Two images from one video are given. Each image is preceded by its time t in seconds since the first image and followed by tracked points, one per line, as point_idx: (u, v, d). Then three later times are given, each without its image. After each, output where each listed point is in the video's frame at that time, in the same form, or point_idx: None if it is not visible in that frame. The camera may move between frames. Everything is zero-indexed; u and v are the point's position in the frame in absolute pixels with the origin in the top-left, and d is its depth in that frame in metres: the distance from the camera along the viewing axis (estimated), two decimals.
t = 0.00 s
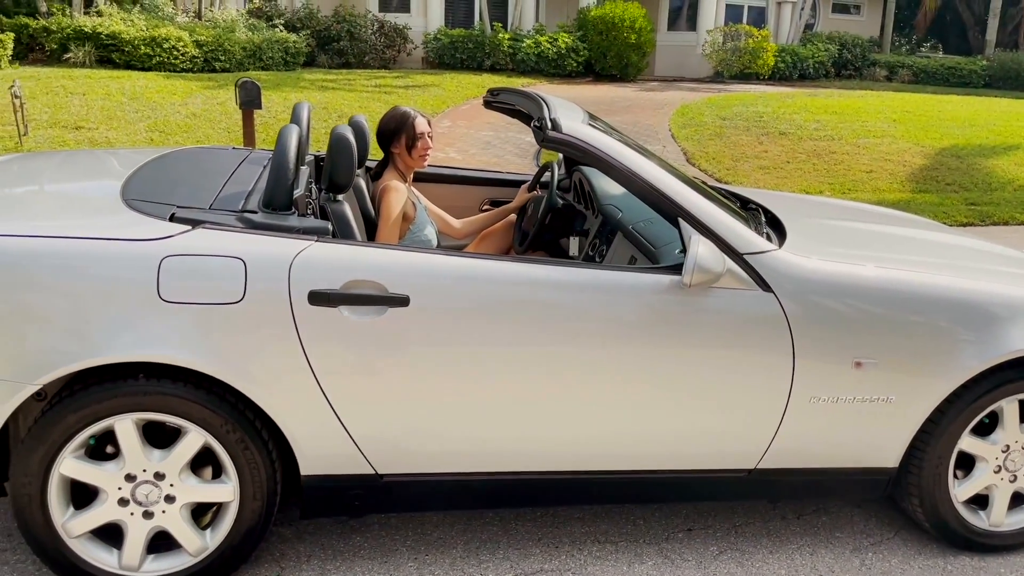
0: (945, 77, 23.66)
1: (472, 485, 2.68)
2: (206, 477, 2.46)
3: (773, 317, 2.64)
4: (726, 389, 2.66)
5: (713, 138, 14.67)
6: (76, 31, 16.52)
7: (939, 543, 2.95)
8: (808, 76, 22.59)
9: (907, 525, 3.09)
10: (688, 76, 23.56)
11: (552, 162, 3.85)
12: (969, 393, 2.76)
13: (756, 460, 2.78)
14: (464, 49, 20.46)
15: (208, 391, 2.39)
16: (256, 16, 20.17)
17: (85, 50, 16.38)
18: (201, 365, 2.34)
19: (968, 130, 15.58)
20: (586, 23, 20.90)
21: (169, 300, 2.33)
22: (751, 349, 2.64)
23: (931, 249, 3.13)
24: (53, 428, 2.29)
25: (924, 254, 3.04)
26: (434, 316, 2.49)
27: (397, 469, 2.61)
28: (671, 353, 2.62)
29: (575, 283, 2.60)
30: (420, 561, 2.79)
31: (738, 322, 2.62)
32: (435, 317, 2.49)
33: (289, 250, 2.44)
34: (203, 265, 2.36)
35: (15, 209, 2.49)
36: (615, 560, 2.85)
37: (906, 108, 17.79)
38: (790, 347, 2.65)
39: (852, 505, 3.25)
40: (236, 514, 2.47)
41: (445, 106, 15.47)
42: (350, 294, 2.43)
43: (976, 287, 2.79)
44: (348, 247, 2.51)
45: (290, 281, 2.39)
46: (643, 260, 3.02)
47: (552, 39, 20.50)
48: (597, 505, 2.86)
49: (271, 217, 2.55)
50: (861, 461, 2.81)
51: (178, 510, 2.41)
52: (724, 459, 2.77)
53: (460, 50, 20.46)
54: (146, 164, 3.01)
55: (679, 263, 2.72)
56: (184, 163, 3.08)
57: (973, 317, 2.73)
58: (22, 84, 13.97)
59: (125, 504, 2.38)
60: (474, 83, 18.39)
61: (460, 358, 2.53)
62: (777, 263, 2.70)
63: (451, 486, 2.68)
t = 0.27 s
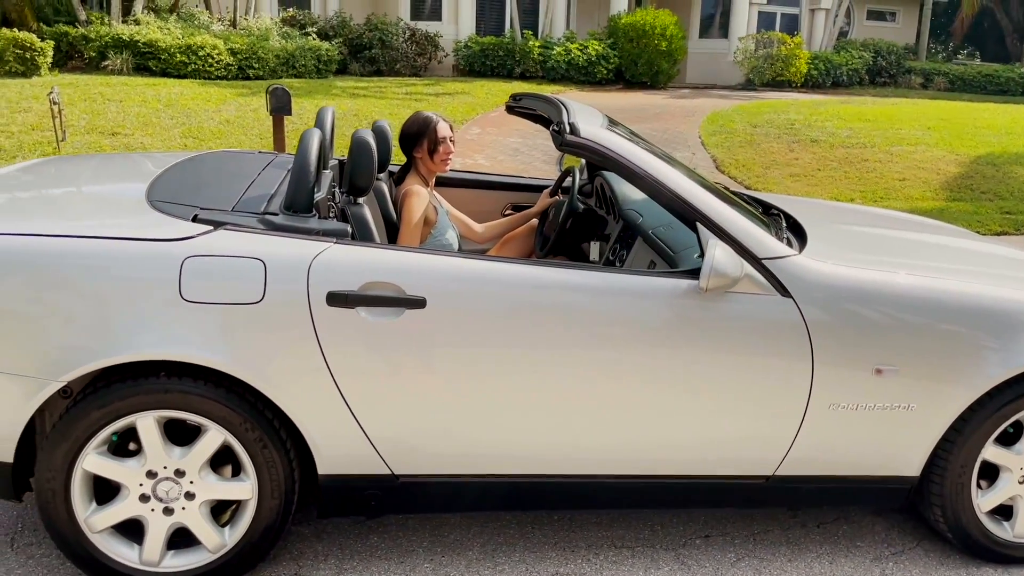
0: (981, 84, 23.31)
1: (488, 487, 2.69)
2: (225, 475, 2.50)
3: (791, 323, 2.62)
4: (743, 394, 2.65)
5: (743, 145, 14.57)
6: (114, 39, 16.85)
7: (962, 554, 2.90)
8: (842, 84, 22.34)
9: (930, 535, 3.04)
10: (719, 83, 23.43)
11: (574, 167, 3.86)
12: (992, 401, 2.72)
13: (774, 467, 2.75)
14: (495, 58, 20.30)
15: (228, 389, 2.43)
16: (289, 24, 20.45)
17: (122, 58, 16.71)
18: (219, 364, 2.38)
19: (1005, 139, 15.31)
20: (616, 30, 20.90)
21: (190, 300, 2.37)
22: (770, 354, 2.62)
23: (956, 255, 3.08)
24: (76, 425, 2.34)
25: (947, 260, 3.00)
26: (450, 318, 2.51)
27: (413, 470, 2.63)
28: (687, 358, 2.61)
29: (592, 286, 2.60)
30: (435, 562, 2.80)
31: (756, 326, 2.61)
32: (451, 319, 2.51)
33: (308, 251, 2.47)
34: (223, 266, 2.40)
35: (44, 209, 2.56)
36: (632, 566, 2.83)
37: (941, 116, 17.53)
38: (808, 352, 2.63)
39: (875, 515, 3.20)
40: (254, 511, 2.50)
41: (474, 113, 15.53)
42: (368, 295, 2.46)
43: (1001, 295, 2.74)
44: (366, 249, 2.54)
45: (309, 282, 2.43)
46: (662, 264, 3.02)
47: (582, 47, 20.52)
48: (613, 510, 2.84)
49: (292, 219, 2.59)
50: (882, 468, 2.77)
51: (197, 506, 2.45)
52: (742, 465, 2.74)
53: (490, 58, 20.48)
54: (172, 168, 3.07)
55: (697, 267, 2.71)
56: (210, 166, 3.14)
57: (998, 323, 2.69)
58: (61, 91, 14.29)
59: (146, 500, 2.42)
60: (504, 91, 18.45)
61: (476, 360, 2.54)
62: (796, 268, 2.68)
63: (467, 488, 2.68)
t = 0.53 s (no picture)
0: (1016, 90, 22.91)
1: (503, 494, 2.69)
2: (243, 479, 2.53)
3: (810, 332, 2.59)
4: (762, 403, 2.62)
5: (771, 151, 14.45)
6: (146, 46, 17.12)
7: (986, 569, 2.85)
8: (873, 89, 22.08)
9: (953, 548, 2.99)
10: (747, 89, 23.28)
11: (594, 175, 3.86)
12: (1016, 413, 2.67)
13: (792, 477, 2.73)
14: (522, 62, 20.51)
15: (246, 394, 2.45)
16: (318, 31, 20.64)
17: (154, 64, 16.97)
18: (237, 368, 2.41)
19: None
20: (644, 36, 20.84)
21: (209, 305, 2.40)
22: (787, 364, 2.60)
23: (980, 265, 3.03)
24: (97, 427, 2.38)
25: (971, 269, 2.95)
26: (466, 325, 2.52)
27: (428, 475, 2.64)
28: (703, 366, 2.59)
29: (608, 293, 2.59)
30: (451, 569, 2.81)
31: (774, 336, 2.59)
32: (466, 325, 2.52)
33: (326, 258, 2.50)
34: (242, 271, 2.43)
35: (71, 213, 2.61)
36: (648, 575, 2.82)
37: (975, 122, 17.26)
38: (827, 361, 2.60)
39: (897, 527, 3.16)
40: (271, 515, 2.52)
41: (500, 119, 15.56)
42: (384, 302, 2.48)
43: None
44: (383, 255, 2.56)
45: (326, 288, 2.45)
46: (680, 272, 3.01)
47: (609, 52, 20.49)
48: (629, 518, 2.83)
49: (311, 226, 2.62)
50: (903, 480, 2.73)
51: (215, 509, 2.48)
52: (760, 475, 2.72)
53: (517, 63, 20.55)
54: (195, 174, 3.12)
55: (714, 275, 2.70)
56: (233, 172, 3.18)
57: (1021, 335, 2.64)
58: (95, 97, 14.54)
59: (165, 503, 2.46)
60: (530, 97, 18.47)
61: (492, 366, 2.55)
62: (815, 277, 2.65)
63: (482, 494, 2.69)
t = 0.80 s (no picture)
0: None
1: (518, 499, 2.69)
2: (260, 481, 2.55)
3: (827, 340, 2.57)
4: (778, 410, 2.60)
5: (797, 156, 14.33)
6: (175, 51, 17.38)
7: None
8: (902, 94, 21.82)
9: (974, 560, 2.94)
10: (773, 93, 23.11)
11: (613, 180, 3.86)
12: None
13: (810, 486, 2.70)
14: (547, 68, 20.51)
15: (263, 396, 2.48)
16: (344, 36, 20.82)
17: (183, 70, 17.21)
18: (254, 371, 2.43)
19: None
20: (669, 40, 20.77)
21: (227, 308, 2.43)
22: (804, 372, 2.57)
23: (1005, 273, 2.99)
24: (117, 428, 2.42)
25: (994, 277, 2.91)
26: (481, 330, 2.53)
27: (442, 479, 2.65)
28: (719, 373, 2.58)
29: (624, 299, 2.59)
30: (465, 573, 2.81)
31: (791, 343, 2.57)
32: (482, 330, 2.53)
33: (342, 263, 2.52)
34: (260, 275, 2.45)
35: (94, 214, 2.66)
36: None
37: (1006, 127, 16.98)
38: (845, 369, 2.57)
39: (916, 537, 3.12)
40: (287, 516, 2.54)
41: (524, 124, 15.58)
42: (400, 306, 2.50)
43: None
44: (399, 260, 2.57)
45: (343, 292, 2.47)
46: (697, 277, 3.00)
47: (634, 57, 20.45)
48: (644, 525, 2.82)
49: (329, 231, 2.65)
50: (922, 490, 2.69)
51: (232, 511, 2.51)
52: (777, 483, 2.70)
53: (542, 68, 20.59)
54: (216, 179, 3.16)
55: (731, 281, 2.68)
56: (254, 176, 3.22)
57: None
58: (125, 102, 14.79)
59: (183, 504, 2.49)
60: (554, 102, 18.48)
61: (507, 371, 2.55)
62: (833, 285, 2.63)
63: (496, 499, 2.69)
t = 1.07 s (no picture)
0: None
1: (534, 501, 2.69)
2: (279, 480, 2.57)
3: (847, 344, 2.55)
4: (798, 414, 2.59)
5: (821, 159, 14.22)
6: (202, 56, 17.62)
7: None
8: (929, 97, 21.57)
9: (997, 567, 2.90)
10: (798, 96, 22.95)
11: (632, 183, 3.86)
12: None
13: (829, 491, 2.68)
14: (569, 71, 20.53)
15: (282, 396, 2.50)
16: (368, 40, 20.98)
17: (209, 73, 17.44)
18: (274, 371, 2.46)
19: None
20: (693, 43, 20.69)
21: (248, 309, 2.46)
22: (824, 375, 2.56)
23: None
24: (139, 426, 2.45)
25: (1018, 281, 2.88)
26: (499, 332, 2.54)
27: (460, 480, 2.66)
28: (737, 376, 2.57)
29: (641, 302, 2.59)
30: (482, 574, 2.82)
31: (811, 347, 2.55)
32: (499, 332, 2.54)
33: (362, 264, 2.54)
34: (281, 276, 2.48)
35: (117, 212, 2.70)
36: None
37: None
38: (865, 373, 2.55)
39: (938, 543, 3.08)
40: (305, 516, 2.56)
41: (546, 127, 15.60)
42: (418, 308, 2.51)
43: None
44: (418, 262, 2.59)
45: (362, 293, 2.49)
46: (716, 280, 3.00)
47: (657, 60, 20.39)
48: (661, 528, 2.81)
49: (348, 233, 2.67)
50: (944, 495, 2.66)
51: (251, 509, 2.53)
52: (795, 487, 2.68)
53: (565, 72, 20.60)
54: (238, 181, 3.19)
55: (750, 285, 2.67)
56: (275, 179, 3.25)
57: None
58: (153, 106, 15.00)
59: (204, 501, 2.52)
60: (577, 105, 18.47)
61: (524, 373, 2.56)
62: (853, 288, 2.61)
63: (513, 500, 2.69)
